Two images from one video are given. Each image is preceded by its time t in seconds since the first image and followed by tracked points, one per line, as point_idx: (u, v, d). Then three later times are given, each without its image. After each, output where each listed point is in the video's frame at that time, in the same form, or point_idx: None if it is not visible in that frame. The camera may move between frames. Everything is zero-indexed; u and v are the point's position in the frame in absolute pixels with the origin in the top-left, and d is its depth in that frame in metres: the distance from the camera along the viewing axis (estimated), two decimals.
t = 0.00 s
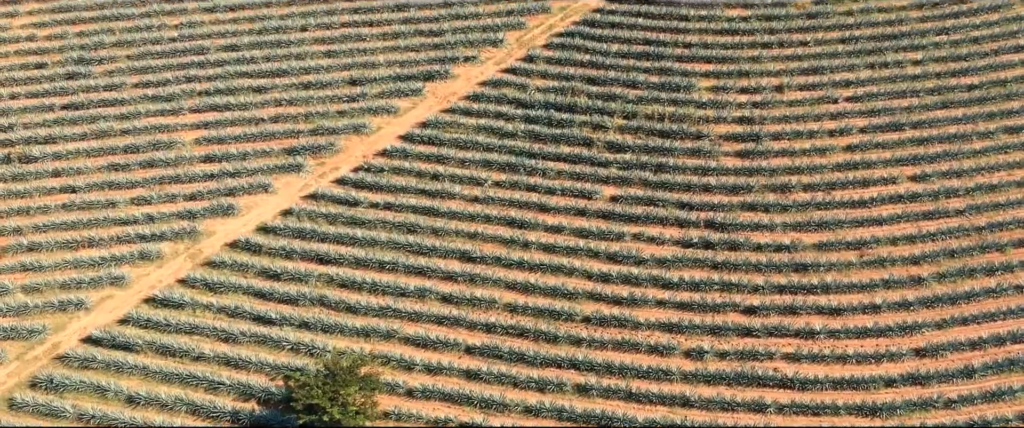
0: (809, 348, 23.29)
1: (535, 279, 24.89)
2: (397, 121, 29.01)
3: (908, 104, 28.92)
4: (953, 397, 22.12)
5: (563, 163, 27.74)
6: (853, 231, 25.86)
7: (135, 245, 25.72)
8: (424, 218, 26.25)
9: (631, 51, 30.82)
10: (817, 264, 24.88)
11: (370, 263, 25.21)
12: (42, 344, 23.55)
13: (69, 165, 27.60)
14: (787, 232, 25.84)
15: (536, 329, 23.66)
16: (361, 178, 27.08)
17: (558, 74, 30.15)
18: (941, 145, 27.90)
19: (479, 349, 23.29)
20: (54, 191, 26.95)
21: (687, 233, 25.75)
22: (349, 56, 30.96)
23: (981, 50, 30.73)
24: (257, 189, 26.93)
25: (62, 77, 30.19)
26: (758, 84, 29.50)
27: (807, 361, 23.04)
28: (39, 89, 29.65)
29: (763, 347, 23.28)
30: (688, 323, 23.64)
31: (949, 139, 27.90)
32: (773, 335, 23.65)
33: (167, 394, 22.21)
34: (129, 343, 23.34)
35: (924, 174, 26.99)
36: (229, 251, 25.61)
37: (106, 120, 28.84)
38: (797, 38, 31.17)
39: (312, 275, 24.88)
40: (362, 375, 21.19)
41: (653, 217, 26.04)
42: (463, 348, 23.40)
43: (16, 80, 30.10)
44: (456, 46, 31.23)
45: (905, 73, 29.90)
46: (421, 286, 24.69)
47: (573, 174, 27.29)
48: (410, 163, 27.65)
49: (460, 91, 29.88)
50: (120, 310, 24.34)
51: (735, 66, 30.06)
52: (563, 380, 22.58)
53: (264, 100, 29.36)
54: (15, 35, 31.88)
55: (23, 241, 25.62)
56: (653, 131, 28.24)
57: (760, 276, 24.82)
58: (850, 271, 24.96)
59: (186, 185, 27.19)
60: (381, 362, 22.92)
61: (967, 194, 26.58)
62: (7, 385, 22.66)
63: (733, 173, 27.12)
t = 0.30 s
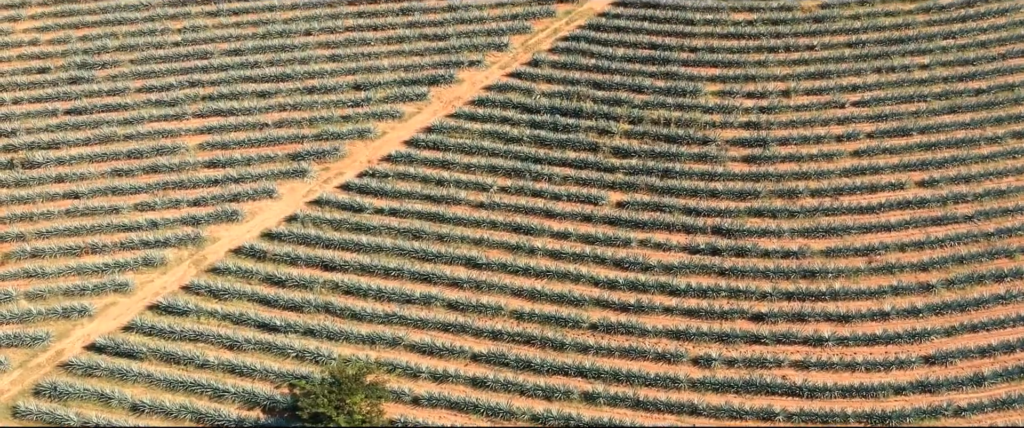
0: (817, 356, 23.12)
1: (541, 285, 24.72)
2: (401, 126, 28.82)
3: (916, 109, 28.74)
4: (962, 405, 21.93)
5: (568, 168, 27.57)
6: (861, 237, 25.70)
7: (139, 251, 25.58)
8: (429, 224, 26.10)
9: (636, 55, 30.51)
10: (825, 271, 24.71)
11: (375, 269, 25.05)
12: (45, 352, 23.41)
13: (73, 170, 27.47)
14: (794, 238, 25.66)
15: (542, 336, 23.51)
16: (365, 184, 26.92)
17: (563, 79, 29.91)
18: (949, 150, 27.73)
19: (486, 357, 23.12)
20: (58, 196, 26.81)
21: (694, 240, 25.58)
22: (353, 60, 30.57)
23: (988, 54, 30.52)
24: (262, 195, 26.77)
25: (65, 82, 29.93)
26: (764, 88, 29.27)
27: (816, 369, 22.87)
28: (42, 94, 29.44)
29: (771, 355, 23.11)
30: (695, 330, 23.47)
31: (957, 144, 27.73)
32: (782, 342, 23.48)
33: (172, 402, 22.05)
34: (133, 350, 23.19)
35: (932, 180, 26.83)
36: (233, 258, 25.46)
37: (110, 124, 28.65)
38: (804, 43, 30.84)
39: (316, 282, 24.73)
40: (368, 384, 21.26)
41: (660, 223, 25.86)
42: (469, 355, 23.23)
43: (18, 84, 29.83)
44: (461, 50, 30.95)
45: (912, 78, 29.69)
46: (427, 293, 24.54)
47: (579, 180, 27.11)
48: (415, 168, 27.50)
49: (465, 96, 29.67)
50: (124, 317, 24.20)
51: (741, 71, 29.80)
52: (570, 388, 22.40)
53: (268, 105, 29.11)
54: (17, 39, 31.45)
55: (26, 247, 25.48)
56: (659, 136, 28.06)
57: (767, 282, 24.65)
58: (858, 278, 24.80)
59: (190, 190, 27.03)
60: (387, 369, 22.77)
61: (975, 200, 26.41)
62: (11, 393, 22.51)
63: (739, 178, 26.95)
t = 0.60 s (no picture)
0: (827, 364, 22.96)
1: (548, 292, 24.55)
2: (407, 131, 28.65)
3: (924, 113, 28.57)
4: (973, 414, 21.77)
5: (575, 173, 27.40)
6: (870, 243, 25.54)
7: (143, 258, 25.43)
8: (435, 230, 25.95)
9: (642, 59, 30.26)
10: (834, 277, 24.56)
11: (381, 276, 24.90)
12: (49, 359, 23.25)
13: (76, 176, 27.32)
14: (803, 244, 25.51)
15: (549, 343, 23.34)
16: (371, 189, 26.77)
17: (569, 84, 29.71)
18: (958, 156, 27.58)
19: (493, 364, 22.95)
20: (62, 202, 26.67)
21: (702, 246, 25.40)
22: (358, 65, 30.38)
23: (996, 58, 30.34)
24: (267, 200, 26.62)
25: (69, 86, 29.71)
26: (771, 93, 29.06)
27: (825, 376, 22.71)
28: (46, 98, 29.24)
29: (780, 362, 22.95)
30: (704, 338, 23.30)
31: (966, 149, 27.57)
32: (791, 350, 23.31)
33: (177, 410, 21.88)
34: (137, 358, 23.02)
35: (941, 185, 26.67)
36: (238, 264, 25.31)
37: (114, 129, 28.47)
38: (811, 47, 30.59)
39: (322, 289, 24.58)
40: (374, 392, 21.13)
41: (668, 230, 25.68)
42: (476, 363, 23.06)
43: (22, 89, 29.59)
44: (466, 55, 30.73)
45: (919, 82, 29.52)
46: (433, 300, 24.38)
47: (586, 185, 26.93)
48: (421, 173, 27.34)
49: (470, 101, 29.49)
50: (128, 324, 24.04)
51: (748, 75, 29.59)
52: (578, 396, 22.21)
53: (273, 110, 28.92)
54: (20, 43, 31.11)
55: (30, 254, 25.34)
56: (666, 142, 27.88)
57: (776, 289, 24.49)
58: (867, 285, 24.65)
59: (194, 196, 26.88)
60: (393, 377, 22.61)
61: (984, 205, 26.25)
62: (15, 401, 22.34)
63: (747, 183, 26.78)
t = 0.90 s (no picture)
0: (837, 372, 22.79)
1: (556, 299, 24.37)
2: (413, 136, 28.49)
3: (933, 118, 28.41)
4: (985, 422, 21.59)
5: (582, 179, 27.23)
6: (880, 249, 25.40)
7: (149, 264, 25.28)
8: (442, 236, 25.79)
9: (649, 64, 30.05)
10: (843, 284, 24.41)
11: (388, 282, 24.74)
12: (54, 367, 23.09)
13: (81, 181, 27.17)
14: (812, 250, 25.35)
15: (558, 351, 23.17)
16: (377, 195, 26.62)
17: (576, 88, 29.52)
18: (967, 161, 27.42)
19: (501, 372, 22.77)
20: (66, 208, 26.51)
21: (710, 252, 25.22)
22: (363, 69, 30.17)
23: (1005, 62, 30.16)
24: (272, 206, 26.47)
25: (73, 91, 29.50)
26: (779, 97, 28.87)
27: (836, 384, 22.54)
28: (50, 103, 29.07)
29: (790, 370, 22.78)
30: (713, 345, 23.13)
31: (975, 155, 27.41)
32: (801, 357, 23.15)
33: (183, 418, 21.70)
34: (143, 365, 22.86)
35: (950, 191, 26.51)
36: (244, 271, 25.16)
37: (118, 135, 28.30)
38: (819, 51, 30.36)
39: (329, 295, 24.42)
40: (382, 400, 21.00)
41: (676, 236, 25.50)
42: (484, 370, 22.88)
43: (26, 94, 29.41)
44: (472, 59, 30.53)
45: (927, 87, 29.34)
46: (440, 307, 24.21)
47: (593, 191, 26.75)
48: (427, 179, 27.19)
49: (477, 105, 29.29)
50: (133, 331, 23.89)
51: (756, 80, 29.41)
52: (587, 404, 22.03)
53: (278, 115, 28.74)
54: (24, 47, 30.86)
55: (34, 260, 25.20)
56: (674, 147, 27.72)
57: (785, 296, 24.33)
58: (877, 291, 24.50)
59: (199, 202, 26.72)
60: (401, 385, 22.43)
61: (994, 211, 26.09)
62: (20, 409, 22.19)
63: (756, 189, 26.61)
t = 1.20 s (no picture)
0: (852, 382, 22.57)
1: (568, 309, 24.14)
2: (422, 143, 28.27)
3: (946, 125, 28.17)
4: None
5: (592, 186, 27.00)
6: (893, 258, 25.19)
7: (156, 273, 25.07)
8: (452, 244, 25.57)
9: (660, 70, 29.79)
10: (857, 294, 24.19)
11: (398, 291, 24.54)
12: (62, 377, 22.89)
13: (87, 188, 26.96)
14: (825, 259, 25.14)
15: (570, 361, 22.94)
16: (386, 203, 26.41)
17: (585, 94, 29.28)
18: (980, 168, 27.19)
19: (512, 383, 22.54)
20: (73, 216, 26.32)
21: (723, 261, 24.98)
22: (372, 75, 29.93)
23: (1018, 68, 29.88)
24: (281, 214, 26.26)
25: (79, 97, 29.28)
26: (791, 104, 28.65)
27: (850, 395, 22.31)
28: (56, 109, 28.86)
29: (805, 381, 22.55)
30: (727, 356, 22.90)
31: (989, 162, 27.18)
32: (815, 368, 22.92)
33: None
34: (151, 376, 22.63)
35: (964, 199, 26.29)
36: (253, 280, 24.94)
37: (125, 142, 28.07)
38: (830, 57, 30.11)
39: (338, 304, 24.20)
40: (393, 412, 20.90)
41: (688, 244, 25.27)
42: (495, 381, 22.65)
43: (32, 100, 29.19)
44: (480, 65, 30.30)
45: (940, 93, 29.10)
46: (451, 316, 23.99)
47: (604, 198, 26.53)
48: (437, 187, 26.98)
49: (486, 112, 29.07)
50: (141, 341, 23.67)
51: (767, 86, 29.18)
52: (600, 415, 21.77)
53: (286, 121, 28.52)
54: (30, 53, 30.64)
55: (41, 269, 25.00)
56: (685, 154, 27.49)
57: (799, 306, 24.12)
58: (891, 301, 24.28)
59: (207, 209, 26.51)
60: (412, 396, 22.22)
61: (1008, 219, 25.86)
62: (27, 420, 21.97)
63: (768, 197, 26.39)
